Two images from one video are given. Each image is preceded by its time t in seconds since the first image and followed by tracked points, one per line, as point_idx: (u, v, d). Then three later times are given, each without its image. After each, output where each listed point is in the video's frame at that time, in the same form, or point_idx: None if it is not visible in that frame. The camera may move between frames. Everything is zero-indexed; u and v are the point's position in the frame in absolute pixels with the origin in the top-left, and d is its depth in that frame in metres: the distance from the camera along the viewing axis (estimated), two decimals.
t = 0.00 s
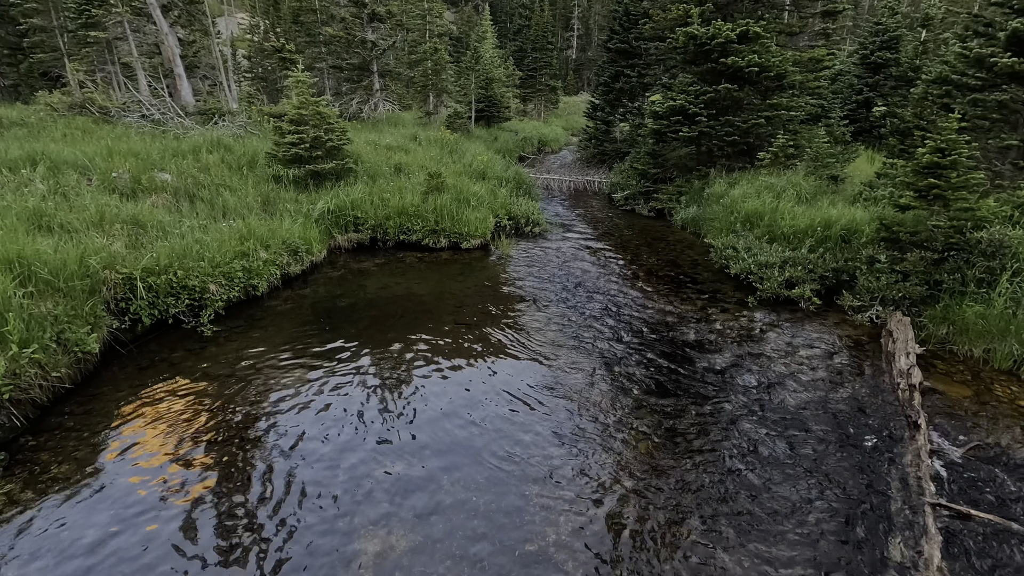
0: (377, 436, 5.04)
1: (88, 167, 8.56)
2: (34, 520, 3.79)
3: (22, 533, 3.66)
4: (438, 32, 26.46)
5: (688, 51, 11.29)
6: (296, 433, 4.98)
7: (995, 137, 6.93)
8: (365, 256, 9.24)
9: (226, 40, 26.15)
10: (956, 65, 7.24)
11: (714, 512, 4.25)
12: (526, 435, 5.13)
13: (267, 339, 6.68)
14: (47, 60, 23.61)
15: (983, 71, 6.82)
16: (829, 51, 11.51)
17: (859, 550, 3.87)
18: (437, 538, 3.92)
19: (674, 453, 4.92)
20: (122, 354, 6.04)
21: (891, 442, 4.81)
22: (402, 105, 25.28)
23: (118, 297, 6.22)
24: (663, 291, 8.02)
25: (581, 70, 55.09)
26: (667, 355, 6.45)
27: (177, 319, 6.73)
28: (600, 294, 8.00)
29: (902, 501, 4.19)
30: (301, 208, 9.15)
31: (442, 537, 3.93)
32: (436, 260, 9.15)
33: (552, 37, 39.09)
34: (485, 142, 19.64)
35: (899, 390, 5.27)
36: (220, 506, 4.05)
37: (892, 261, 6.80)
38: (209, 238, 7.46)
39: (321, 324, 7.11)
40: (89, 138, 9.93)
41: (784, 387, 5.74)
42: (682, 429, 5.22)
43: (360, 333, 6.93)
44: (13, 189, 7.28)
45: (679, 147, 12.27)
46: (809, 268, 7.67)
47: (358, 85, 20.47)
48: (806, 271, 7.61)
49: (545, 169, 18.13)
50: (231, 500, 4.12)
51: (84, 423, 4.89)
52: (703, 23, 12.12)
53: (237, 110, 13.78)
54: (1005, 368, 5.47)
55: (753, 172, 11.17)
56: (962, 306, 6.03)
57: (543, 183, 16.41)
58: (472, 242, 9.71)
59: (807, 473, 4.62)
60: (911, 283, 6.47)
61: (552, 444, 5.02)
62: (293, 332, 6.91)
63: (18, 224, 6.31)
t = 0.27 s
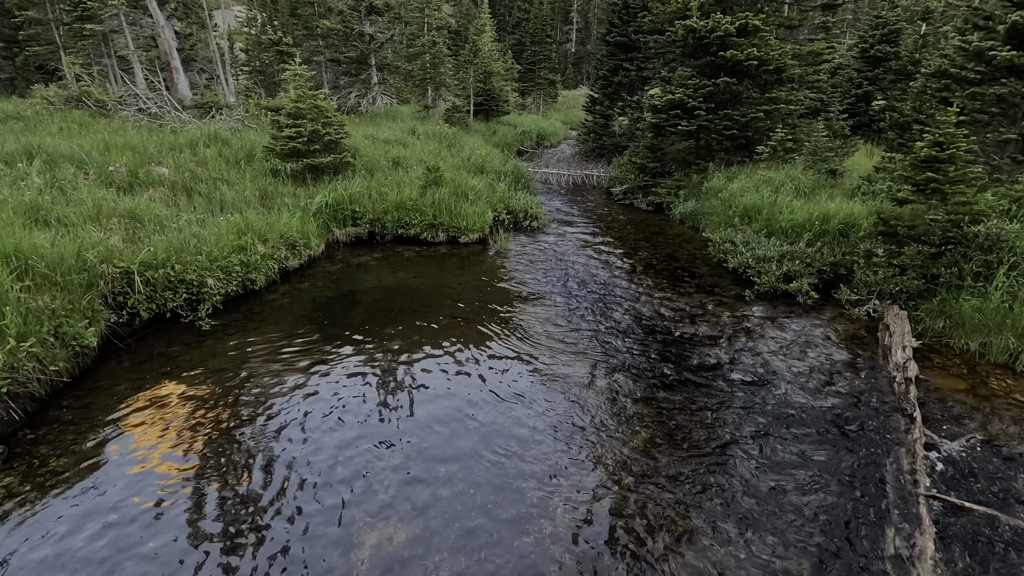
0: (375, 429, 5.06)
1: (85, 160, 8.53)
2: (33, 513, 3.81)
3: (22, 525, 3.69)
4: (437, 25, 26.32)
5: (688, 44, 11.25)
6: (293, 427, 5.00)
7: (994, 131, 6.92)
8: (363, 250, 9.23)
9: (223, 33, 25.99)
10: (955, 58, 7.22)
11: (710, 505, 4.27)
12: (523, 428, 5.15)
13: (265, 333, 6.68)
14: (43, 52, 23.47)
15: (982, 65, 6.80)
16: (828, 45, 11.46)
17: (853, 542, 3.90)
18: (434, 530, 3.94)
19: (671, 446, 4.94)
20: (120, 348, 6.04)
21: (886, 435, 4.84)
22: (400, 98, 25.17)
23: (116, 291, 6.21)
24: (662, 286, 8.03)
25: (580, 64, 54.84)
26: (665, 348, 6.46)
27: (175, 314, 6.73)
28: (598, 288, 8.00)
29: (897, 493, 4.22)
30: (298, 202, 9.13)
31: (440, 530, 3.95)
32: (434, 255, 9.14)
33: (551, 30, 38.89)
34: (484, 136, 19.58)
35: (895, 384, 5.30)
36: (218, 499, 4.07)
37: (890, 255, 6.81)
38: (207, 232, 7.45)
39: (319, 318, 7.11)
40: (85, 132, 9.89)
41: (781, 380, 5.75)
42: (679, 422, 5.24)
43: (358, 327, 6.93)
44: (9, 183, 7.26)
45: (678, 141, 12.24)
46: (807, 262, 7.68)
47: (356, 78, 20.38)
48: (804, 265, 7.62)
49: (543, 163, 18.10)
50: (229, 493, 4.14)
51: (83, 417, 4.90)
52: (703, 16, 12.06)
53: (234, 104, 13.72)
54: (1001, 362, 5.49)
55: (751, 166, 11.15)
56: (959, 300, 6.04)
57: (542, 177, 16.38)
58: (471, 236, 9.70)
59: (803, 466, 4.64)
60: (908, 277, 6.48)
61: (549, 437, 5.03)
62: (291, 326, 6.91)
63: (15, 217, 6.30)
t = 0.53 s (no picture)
0: (370, 423, 5.07)
1: (75, 154, 8.45)
2: (28, 508, 3.82)
3: (16, 520, 3.69)
4: (431, 17, 26.12)
5: (683, 37, 11.23)
6: (289, 420, 5.01)
7: (986, 124, 6.95)
8: (357, 245, 9.20)
9: (215, 25, 25.71)
10: (948, 52, 7.23)
11: (703, 496, 4.31)
12: (517, 421, 5.17)
13: (259, 328, 6.66)
14: (32, 45, 23.17)
15: (975, 58, 6.82)
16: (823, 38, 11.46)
17: (843, 532, 3.95)
18: (429, 523, 3.97)
19: (664, 439, 4.97)
20: (113, 343, 6.02)
21: (877, 427, 4.89)
22: (394, 91, 25.01)
23: (108, 285, 6.17)
24: (656, 279, 8.05)
25: (575, 57, 54.65)
26: (659, 342, 6.48)
27: (168, 308, 6.70)
28: (592, 282, 8.01)
29: (887, 484, 4.28)
30: (292, 196, 9.08)
31: (434, 522, 3.98)
32: (429, 249, 9.13)
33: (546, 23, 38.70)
34: (479, 129, 19.50)
35: (886, 376, 5.34)
36: (213, 493, 4.07)
37: (882, 248, 6.84)
38: (200, 226, 7.40)
39: (313, 313, 7.10)
40: (76, 125, 9.79)
41: (774, 373, 5.79)
42: (673, 415, 5.27)
43: (352, 321, 6.93)
44: None
45: (673, 134, 12.23)
46: (800, 256, 7.71)
47: (350, 71, 20.22)
48: (797, 258, 7.65)
49: (538, 157, 18.08)
50: (225, 487, 4.15)
51: (76, 412, 4.88)
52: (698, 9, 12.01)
53: (227, 97, 13.61)
54: (991, 354, 5.55)
55: (746, 159, 11.16)
56: (950, 293, 6.09)
57: (537, 171, 16.35)
58: (465, 230, 9.69)
59: (795, 458, 4.69)
60: (901, 270, 6.51)
61: (543, 430, 5.06)
62: (285, 320, 6.89)
63: (6, 212, 6.24)
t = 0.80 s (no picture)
0: (361, 416, 5.06)
1: (60, 149, 8.33)
2: (15, 503, 3.79)
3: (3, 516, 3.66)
4: (422, 10, 25.92)
5: (673, 31, 11.24)
6: (279, 415, 4.99)
7: (972, 118, 7.03)
8: (348, 239, 9.15)
9: (202, 18, 25.37)
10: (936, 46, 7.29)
11: (693, 486, 4.35)
12: (509, 414, 5.18)
13: (249, 323, 6.62)
14: (15, 37, 22.76)
15: (961, 52, 6.88)
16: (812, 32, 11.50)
17: (830, 520, 4.00)
18: (421, 514, 3.98)
19: (655, 430, 5.00)
20: (101, 339, 5.96)
21: (864, 417, 4.95)
22: (385, 85, 24.83)
23: (95, 281, 6.11)
24: (647, 272, 8.08)
25: (567, 51, 54.47)
26: (649, 334, 6.52)
27: (157, 304, 6.64)
28: (583, 276, 8.03)
29: (873, 472, 4.34)
30: (282, 190, 9.02)
31: (426, 514, 3.99)
32: (420, 243, 9.11)
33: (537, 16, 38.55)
34: (470, 123, 19.42)
35: (873, 366, 5.41)
36: (203, 488, 4.06)
37: (870, 241, 6.91)
38: (188, 221, 7.33)
39: (303, 307, 7.06)
40: (60, 119, 9.64)
41: (763, 364, 5.84)
42: (663, 406, 5.31)
43: (343, 316, 6.90)
44: None
45: (664, 128, 12.24)
46: (789, 248, 7.76)
47: (340, 65, 20.04)
48: (786, 250, 7.71)
49: (529, 151, 17.97)
50: (215, 482, 4.13)
51: (63, 408, 4.83)
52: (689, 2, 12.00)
53: (215, 90, 13.46)
54: (975, 344, 5.63)
55: (736, 153, 11.21)
56: (936, 284, 6.16)
57: (528, 165, 16.33)
58: (456, 225, 9.67)
59: (783, 447, 4.74)
60: (888, 262, 6.57)
61: (534, 422, 5.07)
62: (275, 315, 6.85)
63: None
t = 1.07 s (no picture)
0: (350, 411, 5.03)
1: (38, 143, 8.16)
2: None
3: None
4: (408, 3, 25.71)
5: (660, 25, 11.28)
6: (266, 411, 4.94)
7: (953, 111, 7.14)
8: (334, 234, 9.09)
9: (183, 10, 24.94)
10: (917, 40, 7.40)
11: (681, 476, 4.39)
12: (498, 407, 5.18)
13: (235, 319, 6.55)
14: None
15: (943, 46, 6.98)
16: (797, 26, 11.59)
17: (815, 507, 4.06)
18: (410, 508, 3.97)
19: (643, 421, 5.03)
20: (83, 336, 5.86)
21: (848, 406, 5.02)
22: (371, 79, 24.62)
23: (76, 278, 6.00)
24: (635, 266, 8.11)
25: (554, 45, 54.49)
26: (638, 327, 6.55)
27: (140, 301, 6.53)
28: (572, 270, 8.04)
29: (857, 460, 4.41)
30: (267, 185, 8.91)
31: (415, 508, 3.98)
32: (408, 238, 9.06)
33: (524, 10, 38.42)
34: (457, 118, 19.33)
35: (857, 356, 5.49)
36: (190, 486, 4.01)
37: (854, 233, 7.00)
38: (171, 216, 7.22)
39: (291, 303, 7.00)
40: (38, 113, 9.44)
41: (749, 356, 5.90)
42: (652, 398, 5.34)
43: (330, 311, 6.85)
44: None
45: (651, 122, 12.28)
46: (775, 241, 7.82)
47: (325, 59, 19.81)
48: (772, 243, 7.77)
49: (517, 146, 17.90)
50: (201, 479, 4.08)
51: (45, 406, 4.74)
52: None
53: (197, 85, 13.26)
54: (956, 334, 5.74)
55: (722, 147, 11.28)
56: (918, 275, 6.26)
57: (516, 159, 16.29)
58: (444, 219, 9.63)
59: (769, 437, 4.79)
60: (871, 254, 6.65)
61: (523, 415, 5.08)
62: (261, 311, 6.78)
63: None
